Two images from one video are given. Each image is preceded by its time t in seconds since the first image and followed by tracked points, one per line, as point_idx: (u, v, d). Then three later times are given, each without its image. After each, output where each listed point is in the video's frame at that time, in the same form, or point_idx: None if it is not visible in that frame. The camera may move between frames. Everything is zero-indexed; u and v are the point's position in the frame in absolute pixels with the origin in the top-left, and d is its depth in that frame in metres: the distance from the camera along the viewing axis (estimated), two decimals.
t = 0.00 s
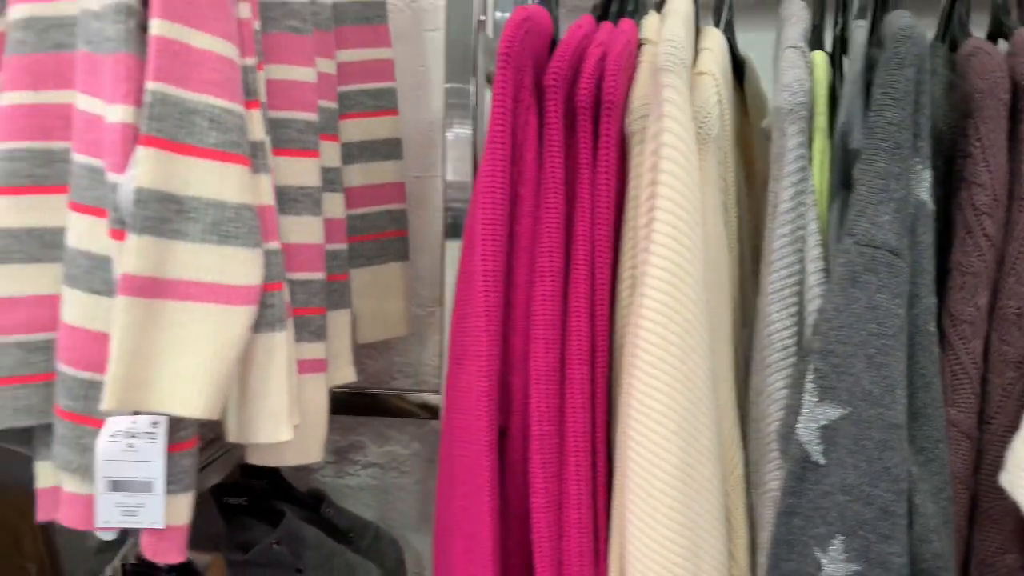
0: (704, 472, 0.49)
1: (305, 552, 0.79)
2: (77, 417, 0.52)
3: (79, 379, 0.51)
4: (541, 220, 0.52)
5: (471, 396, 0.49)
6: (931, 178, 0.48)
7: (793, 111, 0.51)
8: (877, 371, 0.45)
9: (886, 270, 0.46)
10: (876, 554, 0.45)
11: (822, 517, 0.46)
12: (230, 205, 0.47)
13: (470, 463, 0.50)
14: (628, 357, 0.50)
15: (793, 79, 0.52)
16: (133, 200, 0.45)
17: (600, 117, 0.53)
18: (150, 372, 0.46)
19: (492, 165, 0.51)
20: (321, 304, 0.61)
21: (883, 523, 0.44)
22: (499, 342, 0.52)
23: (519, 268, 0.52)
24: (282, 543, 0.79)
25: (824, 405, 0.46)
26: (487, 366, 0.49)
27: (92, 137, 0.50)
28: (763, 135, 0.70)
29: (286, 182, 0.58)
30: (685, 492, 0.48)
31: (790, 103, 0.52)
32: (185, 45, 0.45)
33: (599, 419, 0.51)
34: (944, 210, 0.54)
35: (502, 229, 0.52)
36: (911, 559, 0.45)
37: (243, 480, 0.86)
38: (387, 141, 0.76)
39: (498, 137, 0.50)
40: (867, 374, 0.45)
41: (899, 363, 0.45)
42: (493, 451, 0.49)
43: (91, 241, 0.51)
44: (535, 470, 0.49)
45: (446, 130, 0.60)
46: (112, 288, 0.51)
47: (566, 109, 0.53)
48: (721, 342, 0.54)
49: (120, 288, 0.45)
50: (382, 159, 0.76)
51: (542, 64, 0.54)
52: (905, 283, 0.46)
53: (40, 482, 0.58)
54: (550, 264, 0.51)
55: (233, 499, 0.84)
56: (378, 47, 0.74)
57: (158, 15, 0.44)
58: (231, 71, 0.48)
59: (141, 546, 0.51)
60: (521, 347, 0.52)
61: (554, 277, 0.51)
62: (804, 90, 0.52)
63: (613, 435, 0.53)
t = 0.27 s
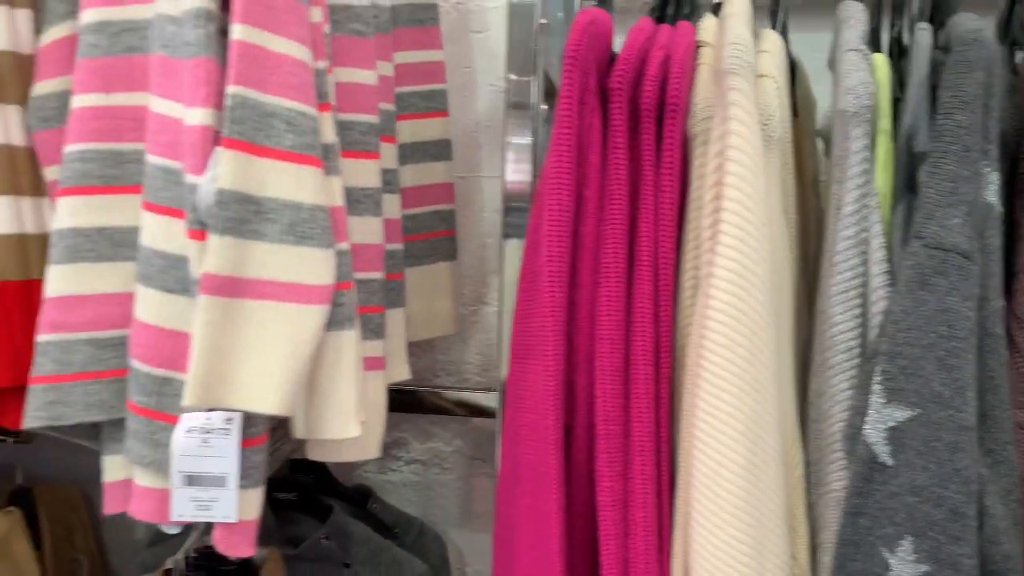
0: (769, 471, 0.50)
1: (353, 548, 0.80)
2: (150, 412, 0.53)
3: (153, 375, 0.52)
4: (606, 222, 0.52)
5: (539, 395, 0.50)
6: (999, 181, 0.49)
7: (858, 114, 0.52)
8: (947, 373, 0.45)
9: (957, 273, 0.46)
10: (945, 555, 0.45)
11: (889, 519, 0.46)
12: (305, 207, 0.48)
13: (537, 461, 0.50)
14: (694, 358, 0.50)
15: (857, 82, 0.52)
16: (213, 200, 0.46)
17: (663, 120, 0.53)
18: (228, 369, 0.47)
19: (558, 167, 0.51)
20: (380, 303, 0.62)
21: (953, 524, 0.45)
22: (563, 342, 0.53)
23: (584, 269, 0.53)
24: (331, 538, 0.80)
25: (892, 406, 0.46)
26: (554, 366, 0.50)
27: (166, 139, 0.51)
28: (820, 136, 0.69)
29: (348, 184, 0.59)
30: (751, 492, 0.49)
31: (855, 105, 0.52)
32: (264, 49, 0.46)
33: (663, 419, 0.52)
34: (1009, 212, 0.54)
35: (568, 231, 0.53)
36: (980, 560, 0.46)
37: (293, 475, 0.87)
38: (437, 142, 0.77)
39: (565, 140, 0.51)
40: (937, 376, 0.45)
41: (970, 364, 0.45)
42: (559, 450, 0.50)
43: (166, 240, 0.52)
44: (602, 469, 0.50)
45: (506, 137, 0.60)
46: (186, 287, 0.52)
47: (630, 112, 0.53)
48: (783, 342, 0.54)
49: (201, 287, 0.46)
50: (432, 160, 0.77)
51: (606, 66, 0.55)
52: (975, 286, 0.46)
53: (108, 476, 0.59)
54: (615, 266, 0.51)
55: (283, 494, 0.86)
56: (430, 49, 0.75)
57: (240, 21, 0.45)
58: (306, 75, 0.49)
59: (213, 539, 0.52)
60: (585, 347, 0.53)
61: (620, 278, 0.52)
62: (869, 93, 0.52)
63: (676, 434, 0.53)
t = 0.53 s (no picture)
0: (815, 472, 0.50)
1: (387, 544, 0.81)
2: (198, 409, 0.54)
3: (200, 372, 0.53)
4: (651, 222, 0.52)
5: (584, 395, 0.50)
6: None
7: (906, 114, 0.51)
8: (998, 375, 0.45)
9: (1009, 274, 0.45)
10: (996, 557, 0.44)
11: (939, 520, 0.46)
12: (355, 206, 0.49)
13: (583, 461, 0.50)
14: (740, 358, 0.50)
15: (905, 82, 0.52)
16: (266, 199, 0.46)
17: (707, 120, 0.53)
18: (280, 366, 0.47)
19: (604, 167, 0.51)
20: (420, 302, 0.63)
21: (1004, 526, 0.44)
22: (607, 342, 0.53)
23: (628, 270, 0.53)
24: (365, 535, 0.81)
25: (941, 407, 0.46)
26: (600, 366, 0.50)
27: (215, 138, 0.52)
28: (858, 136, 0.69)
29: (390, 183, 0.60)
30: (798, 493, 0.49)
31: (902, 106, 0.51)
32: (315, 50, 0.47)
33: (708, 419, 0.52)
34: None
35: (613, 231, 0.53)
36: None
37: (326, 472, 0.87)
38: (473, 141, 0.77)
39: (612, 139, 0.51)
40: (987, 378, 0.45)
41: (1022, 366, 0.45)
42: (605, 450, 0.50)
43: (214, 239, 0.53)
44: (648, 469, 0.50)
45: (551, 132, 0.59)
46: (234, 285, 0.53)
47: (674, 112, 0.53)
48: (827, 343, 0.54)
49: (254, 285, 0.47)
50: (468, 159, 0.77)
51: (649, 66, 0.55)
52: None
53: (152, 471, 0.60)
54: (660, 266, 0.51)
55: (317, 491, 0.86)
56: (466, 49, 0.75)
57: (293, 21, 0.46)
58: (355, 74, 0.49)
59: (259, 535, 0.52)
60: (629, 347, 0.53)
61: (665, 279, 0.52)
62: (916, 94, 0.51)
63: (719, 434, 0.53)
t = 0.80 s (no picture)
0: (883, 477, 0.50)
1: (435, 542, 0.79)
2: (266, 406, 0.54)
3: (269, 370, 0.54)
4: (717, 226, 0.52)
5: (651, 397, 0.50)
6: None
7: (978, 117, 0.50)
8: None
9: None
10: None
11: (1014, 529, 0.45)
12: (426, 208, 0.49)
13: (649, 463, 0.51)
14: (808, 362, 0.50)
15: (975, 85, 0.50)
16: (343, 200, 0.47)
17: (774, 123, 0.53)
18: (353, 366, 0.48)
19: (671, 171, 0.51)
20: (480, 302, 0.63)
21: None
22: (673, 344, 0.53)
23: (694, 273, 0.53)
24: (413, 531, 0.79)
25: (1015, 414, 0.45)
26: (668, 369, 0.50)
27: (286, 140, 0.53)
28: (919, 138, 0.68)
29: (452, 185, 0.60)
30: (867, 498, 0.49)
31: (974, 109, 0.50)
32: (390, 53, 0.47)
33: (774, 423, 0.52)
34: None
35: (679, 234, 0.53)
36: None
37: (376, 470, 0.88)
38: (525, 142, 0.78)
39: (679, 144, 0.51)
40: None
41: None
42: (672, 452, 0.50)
43: (285, 239, 0.53)
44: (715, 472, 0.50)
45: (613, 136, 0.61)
46: (305, 285, 0.54)
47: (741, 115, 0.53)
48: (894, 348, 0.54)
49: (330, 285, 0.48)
50: (520, 160, 0.77)
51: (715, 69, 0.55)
52: None
53: (216, 468, 0.61)
54: (727, 269, 0.52)
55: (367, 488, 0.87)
56: (519, 50, 0.76)
57: (369, 26, 0.46)
58: (427, 78, 0.50)
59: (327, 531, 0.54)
60: (694, 350, 0.53)
61: (732, 282, 0.52)
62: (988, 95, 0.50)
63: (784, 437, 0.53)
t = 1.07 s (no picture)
0: (931, 480, 0.49)
1: (468, 540, 0.77)
2: (312, 403, 0.55)
3: (315, 367, 0.55)
4: (764, 226, 0.52)
5: (697, 398, 0.51)
6: None
7: None
8: None
9: None
10: None
11: None
12: (472, 208, 0.49)
13: (695, 463, 0.51)
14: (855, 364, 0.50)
15: None
16: (392, 199, 0.48)
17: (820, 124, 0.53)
18: (401, 364, 0.49)
19: (717, 172, 0.51)
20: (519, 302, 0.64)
21: None
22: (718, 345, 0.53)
23: (740, 273, 0.53)
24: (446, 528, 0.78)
25: None
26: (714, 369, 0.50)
27: (334, 141, 0.54)
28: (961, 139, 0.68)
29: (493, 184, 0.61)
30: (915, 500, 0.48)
31: None
32: (441, 54, 0.48)
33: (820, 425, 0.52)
34: None
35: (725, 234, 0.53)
36: None
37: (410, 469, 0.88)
38: (561, 142, 0.78)
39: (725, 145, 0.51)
40: None
41: None
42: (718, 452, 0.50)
43: (331, 238, 0.54)
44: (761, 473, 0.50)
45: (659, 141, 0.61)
46: (351, 284, 0.54)
47: (787, 116, 0.53)
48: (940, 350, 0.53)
49: (379, 283, 0.48)
50: (556, 159, 0.78)
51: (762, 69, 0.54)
52: None
53: (258, 464, 0.62)
54: (773, 270, 0.51)
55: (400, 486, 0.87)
56: (555, 51, 0.76)
57: (420, 27, 0.47)
58: (475, 79, 0.50)
59: (372, 528, 0.54)
60: (740, 351, 0.53)
61: (778, 284, 0.52)
62: None
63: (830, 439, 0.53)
